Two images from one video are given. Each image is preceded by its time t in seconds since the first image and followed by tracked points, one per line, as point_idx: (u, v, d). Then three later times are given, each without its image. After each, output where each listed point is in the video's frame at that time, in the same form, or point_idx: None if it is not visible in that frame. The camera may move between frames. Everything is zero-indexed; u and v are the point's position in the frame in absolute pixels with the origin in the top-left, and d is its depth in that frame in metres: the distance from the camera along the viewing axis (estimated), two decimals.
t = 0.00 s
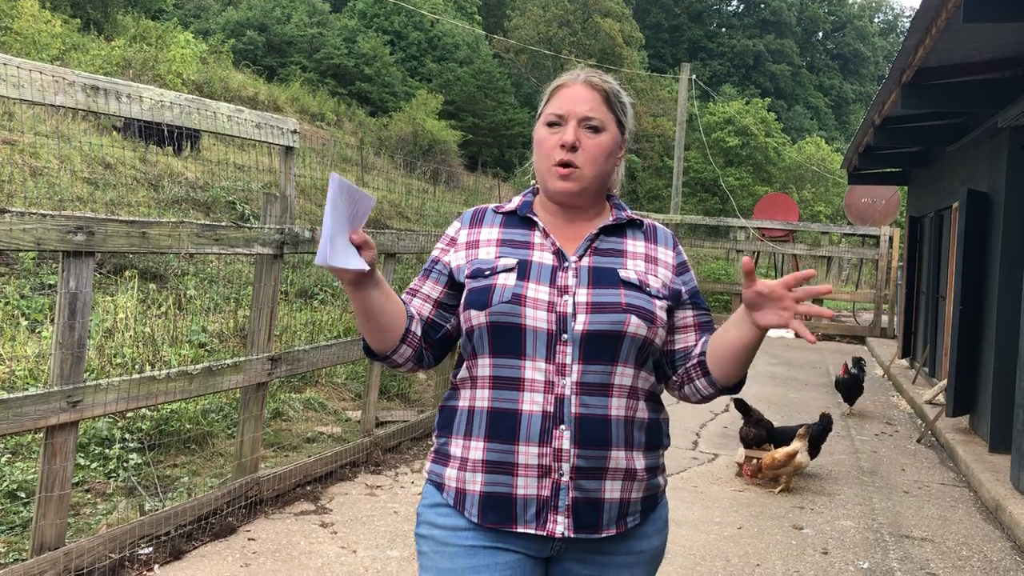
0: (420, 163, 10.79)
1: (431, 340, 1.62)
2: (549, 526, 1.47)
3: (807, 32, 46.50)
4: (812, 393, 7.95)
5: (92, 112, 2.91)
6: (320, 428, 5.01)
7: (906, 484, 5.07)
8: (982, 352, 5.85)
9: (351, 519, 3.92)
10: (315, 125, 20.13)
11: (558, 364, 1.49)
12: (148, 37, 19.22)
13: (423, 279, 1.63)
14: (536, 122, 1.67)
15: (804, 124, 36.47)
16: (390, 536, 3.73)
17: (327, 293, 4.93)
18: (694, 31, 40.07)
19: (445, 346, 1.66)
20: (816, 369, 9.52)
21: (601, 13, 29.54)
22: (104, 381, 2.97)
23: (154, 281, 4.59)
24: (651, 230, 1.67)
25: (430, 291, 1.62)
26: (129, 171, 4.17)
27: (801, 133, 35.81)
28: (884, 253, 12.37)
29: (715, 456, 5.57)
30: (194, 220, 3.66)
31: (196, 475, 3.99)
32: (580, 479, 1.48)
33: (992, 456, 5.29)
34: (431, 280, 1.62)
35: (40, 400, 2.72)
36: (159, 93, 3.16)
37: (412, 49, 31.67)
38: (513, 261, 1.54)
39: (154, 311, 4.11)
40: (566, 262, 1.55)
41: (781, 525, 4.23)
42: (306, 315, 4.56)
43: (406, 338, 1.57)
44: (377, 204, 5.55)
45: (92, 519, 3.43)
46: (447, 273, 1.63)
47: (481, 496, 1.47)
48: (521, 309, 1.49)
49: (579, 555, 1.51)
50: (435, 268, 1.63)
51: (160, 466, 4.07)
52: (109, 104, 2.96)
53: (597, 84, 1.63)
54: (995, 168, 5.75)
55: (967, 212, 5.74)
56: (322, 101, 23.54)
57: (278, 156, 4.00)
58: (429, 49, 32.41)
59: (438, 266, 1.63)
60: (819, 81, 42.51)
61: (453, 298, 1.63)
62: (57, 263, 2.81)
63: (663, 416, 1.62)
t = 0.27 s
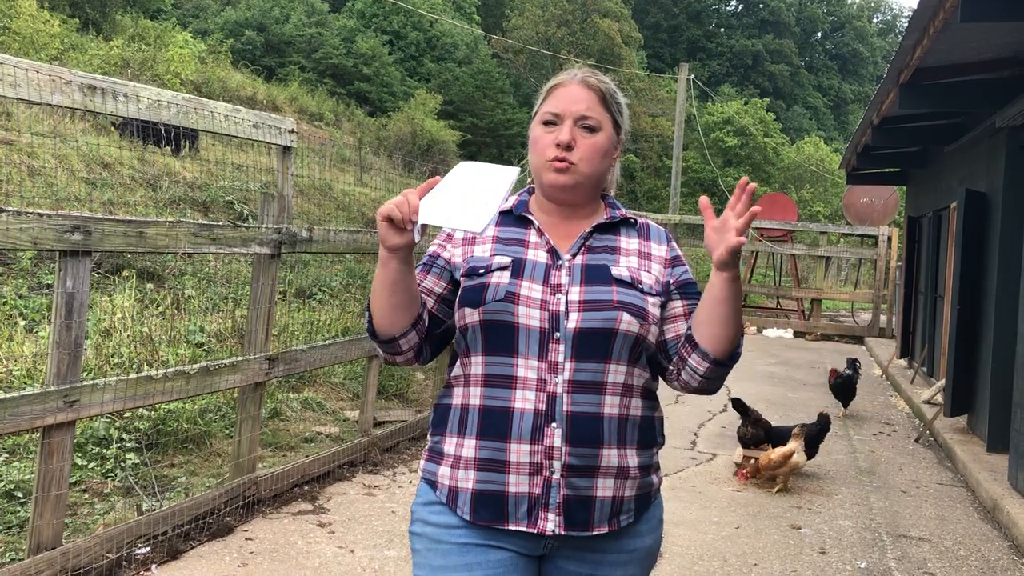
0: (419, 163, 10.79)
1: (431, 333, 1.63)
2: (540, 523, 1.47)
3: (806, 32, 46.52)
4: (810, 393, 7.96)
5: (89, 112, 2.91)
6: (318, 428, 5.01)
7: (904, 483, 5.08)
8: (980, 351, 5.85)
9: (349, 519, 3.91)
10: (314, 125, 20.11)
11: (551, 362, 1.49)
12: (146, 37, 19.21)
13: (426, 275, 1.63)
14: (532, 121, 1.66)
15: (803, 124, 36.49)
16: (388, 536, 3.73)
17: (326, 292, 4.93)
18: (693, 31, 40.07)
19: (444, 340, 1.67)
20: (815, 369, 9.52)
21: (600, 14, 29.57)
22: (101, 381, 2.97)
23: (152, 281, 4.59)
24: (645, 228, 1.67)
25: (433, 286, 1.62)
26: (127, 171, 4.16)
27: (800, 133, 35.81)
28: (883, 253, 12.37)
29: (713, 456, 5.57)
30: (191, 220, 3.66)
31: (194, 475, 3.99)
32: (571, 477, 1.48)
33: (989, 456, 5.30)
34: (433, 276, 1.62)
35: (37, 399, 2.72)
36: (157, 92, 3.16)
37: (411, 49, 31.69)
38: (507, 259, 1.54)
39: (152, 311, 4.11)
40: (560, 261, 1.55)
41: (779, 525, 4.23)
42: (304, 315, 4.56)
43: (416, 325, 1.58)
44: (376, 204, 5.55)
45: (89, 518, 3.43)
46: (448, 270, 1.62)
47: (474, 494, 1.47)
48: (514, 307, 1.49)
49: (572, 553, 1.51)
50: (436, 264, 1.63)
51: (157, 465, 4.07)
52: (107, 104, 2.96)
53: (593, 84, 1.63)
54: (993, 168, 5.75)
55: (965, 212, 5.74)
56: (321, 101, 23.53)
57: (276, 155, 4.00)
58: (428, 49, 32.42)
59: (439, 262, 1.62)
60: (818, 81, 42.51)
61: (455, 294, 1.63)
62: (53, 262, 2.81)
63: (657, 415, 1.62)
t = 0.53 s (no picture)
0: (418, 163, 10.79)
1: (422, 342, 1.63)
2: (536, 524, 1.47)
3: (804, 32, 46.59)
4: (808, 393, 7.97)
5: (87, 112, 2.91)
6: (316, 429, 5.01)
7: (901, 484, 5.09)
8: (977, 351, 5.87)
9: (347, 519, 3.92)
10: (312, 125, 20.11)
11: (546, 363, 1.49)
12: (145, 37, 19.19)
13: (414, 282, 1.63)
14: (526, 126, 1.67)
15: (801, 124, 36.54)
16: (386, 537, 3.73)
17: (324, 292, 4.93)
18: (692, 31, 40.11)
19: (437, 348, 1.67)
20: (813, 369, 9.53)
21: (598, 14, 29.59)
22: (99, 381, 2.97)
23: (151, 281, 4.59)
24: (643, 230, 1.67)
25: (421, 295, 1.62)
26: (125, 171, 4.17)
27: (799, 133, 35.84)
28: (881, 253, 12.39)
29: (711, 456, 5.58)
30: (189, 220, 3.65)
31: (192, 476, 3.99)
32: (567, 479, 1.48)
33: (987, 456, 5.31)
34: (421, 282, 1.62)
35: (36, 400, 2.72)
36: (154, 93, 3.16)
37: (410, 48, 31.70)
38: (501, 261, 1.54)
39: (149, 311, 4.11)
40: (555, 263, 1.56)
41: (777, 525, 4.24)
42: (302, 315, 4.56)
43: (396, 341, 1.57)
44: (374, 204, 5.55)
45: (87, 519, 3.43)
46: (437, 276, 1.63)
47: (470, 496, 1.48)
48: (509, 309, 1.50)
49: (568, 554, 1.51)
50: (426, 270, 1.63)
51: (155, 466, 4.07)
52: (105, 104, 2.96)
53: (587, 89, 1.63)
54: (991, 169, 5.76)
55: (962, 212, 5.75)
56: (320, 101, 23.53)
57: (273, 156, 4.00)
58: (426, 49, 32.43)
59: (429, 268, 1.63)
60: (816, 81, 42.55)
61: (443, 298, 1.63)
62: (51, 263, 2.81)
63: (653, 417, 1.62)
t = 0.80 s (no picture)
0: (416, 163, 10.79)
1: (424, 341, 1.64)
2: (540, 525, 1.47)
3: (801, 33, 46.68)
4: (805, 393, 7.98)
5: (86, 112, 2.91)
6: (313, 429, 5.01)
7: (898, 484, 5.10)
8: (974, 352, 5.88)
9: (345, 520, 3.92)
10: (310, 126, 20.09)
11: (549, 364, 1.50)
12: (141, 37, 19.16)
13: (418, 282, 1.64)
14: (529, 129, 1.67)
15: (798, 124, 36.60)
16: (384, 537, 3.74)
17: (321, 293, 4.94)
18: (688, 31, 40.15)
19: (436, 347, 1.67)
20: (810, 369, 9.55)
21: (595, 14, 29.62)
22: (97, 382, 2.97)
23: (149, 282, 4.59)
24: (644, 232, 1.68)
25: (423, 294, 1.63)
26: (123, 172, 4.17)
27: (795, 133, 35.91)
28: (877, 254, 12.41)
29: (708, 456, 5.59)
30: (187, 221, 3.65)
31: (190, 476, 3.99)
32: (571, 479, 1.49)
33: (984, 456, 5.32)
34: (424, 283, 1.63)
35: (34, 401, 2.72)
36: (153, 94, 3.16)
37: (406, 49, 31.71)
38: (503, 262, 1.55)
39: (147, 312, 4.11)
40: (558, 264, 1.56)
41: (774, 525, 4.25)
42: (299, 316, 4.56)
43: (395, 337, 1.57)
44: (372, 205, 5.56)
45: (86, 520, 3.43)
46: (440, 276, 1.63)
47: (474, 497, 1.48)
48: (511, 310, 1.50)
49: (572, 555, 1.52)
50: (428, 271, 1.64)
51: (153, 467, 4.06)
52: (103, 105, 2.96)
53: (590, 93, 1.64)
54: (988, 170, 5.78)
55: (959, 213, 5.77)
56: (316, 101, 23.52)
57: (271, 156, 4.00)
58: (423, 49, 32.43)
59: (432, 268, 1.64)
60: (812, 81, 42.62)
61: (445, 300, 1.64)
62: (50, 264, 2.81)
63: (655, 417, 1.63)
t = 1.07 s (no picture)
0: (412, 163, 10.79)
1: (420, 341, 1.63)
2: (544, 527, 1.47)
3: (795, 33, 46.83)
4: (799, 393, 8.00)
5: (81, 113, 2.90)
6: (308, 430, 5.00)
7: (893, 484, 5.11)
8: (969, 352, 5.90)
9: (341, 521, 3.91)
10: (304, 126, 20.07)
11: (550, 365, 1.50)
12: (135, 37, 19.11)
13: (414, 282, 1.63)
14: (529, 130, 1.67)
15: (792, 125, 36.71)
16: (380, 538, 3.73)
17: (316, 293, 4.93)
18: (683, 32, 40.25)
19: (434, 348, 1.67)
20: (804, 369, 9.58)
21: (589, 14, 29.67)
22: (92, 383, 2.96)
23: (143, 282, 4.58)
24: (641, 234, 1.68)
25: (420, 294, 1.62)
26: (117, 171, 4.16)
27: (789, 134, 36.02)
28: (871, 254, 12.46)
29: (703, 457, 5.60)
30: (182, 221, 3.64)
31: (184, 477, 3.98)
32: (573, 480, 1.49)
33: (978, 456, 5.34)
34: (421, 283, 1.62)
35: (28, 401, 2.71)
36: (148, 94, 3.15)
37: (401, 49, 31.73)
38: (503, 262, 1.54)
39: (142, 312, 4.09)
40: (557, 264, 1.56)
41: (770, 525, 4.25)
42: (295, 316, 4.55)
43: (396, 339, 1.58)
44: (367, 205, 5.56)
45: (79, 521, 3.41)
46: (437, 276, 1.63)
47: (476, 499, 1.48)
48: (512, 310, 1.50)
49: (573, 557, 1.52)
50: (425, 270, 1.63)
51: (147, 467, 4.05)
52: (99, 105, 2.95)
53: (591, 95, 1.63)
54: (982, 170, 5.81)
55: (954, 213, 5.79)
56: (311, 101, 23.49)
57: (267, 156, 3.99)
58: (418, 49, 32.43)
59: (429, 268, 1.63)
60: (806, 82, 42.78)
61: (442, 300, 1.64)
62: (44, 264, 2.80)
63: (653, 417, 1.63)
